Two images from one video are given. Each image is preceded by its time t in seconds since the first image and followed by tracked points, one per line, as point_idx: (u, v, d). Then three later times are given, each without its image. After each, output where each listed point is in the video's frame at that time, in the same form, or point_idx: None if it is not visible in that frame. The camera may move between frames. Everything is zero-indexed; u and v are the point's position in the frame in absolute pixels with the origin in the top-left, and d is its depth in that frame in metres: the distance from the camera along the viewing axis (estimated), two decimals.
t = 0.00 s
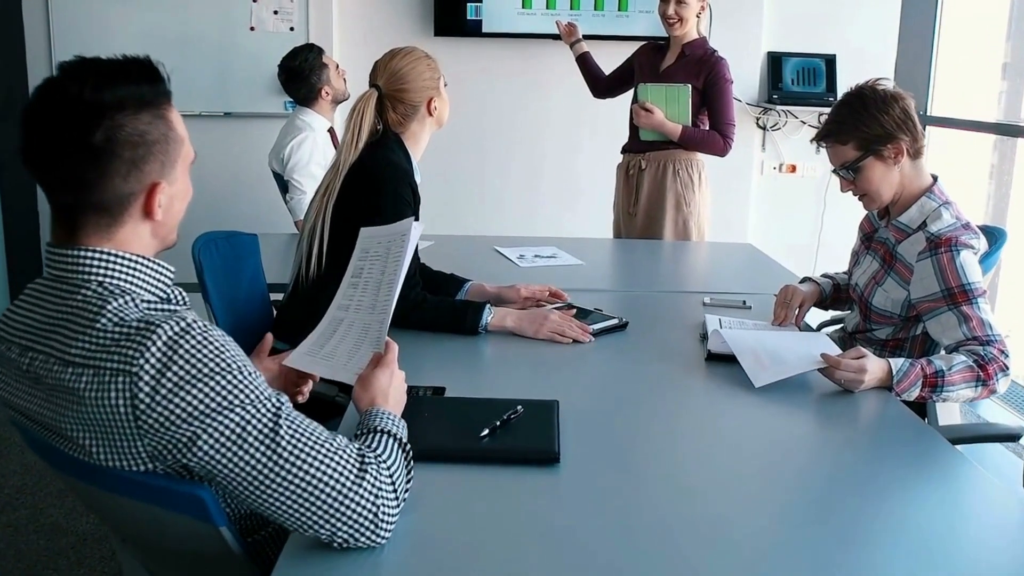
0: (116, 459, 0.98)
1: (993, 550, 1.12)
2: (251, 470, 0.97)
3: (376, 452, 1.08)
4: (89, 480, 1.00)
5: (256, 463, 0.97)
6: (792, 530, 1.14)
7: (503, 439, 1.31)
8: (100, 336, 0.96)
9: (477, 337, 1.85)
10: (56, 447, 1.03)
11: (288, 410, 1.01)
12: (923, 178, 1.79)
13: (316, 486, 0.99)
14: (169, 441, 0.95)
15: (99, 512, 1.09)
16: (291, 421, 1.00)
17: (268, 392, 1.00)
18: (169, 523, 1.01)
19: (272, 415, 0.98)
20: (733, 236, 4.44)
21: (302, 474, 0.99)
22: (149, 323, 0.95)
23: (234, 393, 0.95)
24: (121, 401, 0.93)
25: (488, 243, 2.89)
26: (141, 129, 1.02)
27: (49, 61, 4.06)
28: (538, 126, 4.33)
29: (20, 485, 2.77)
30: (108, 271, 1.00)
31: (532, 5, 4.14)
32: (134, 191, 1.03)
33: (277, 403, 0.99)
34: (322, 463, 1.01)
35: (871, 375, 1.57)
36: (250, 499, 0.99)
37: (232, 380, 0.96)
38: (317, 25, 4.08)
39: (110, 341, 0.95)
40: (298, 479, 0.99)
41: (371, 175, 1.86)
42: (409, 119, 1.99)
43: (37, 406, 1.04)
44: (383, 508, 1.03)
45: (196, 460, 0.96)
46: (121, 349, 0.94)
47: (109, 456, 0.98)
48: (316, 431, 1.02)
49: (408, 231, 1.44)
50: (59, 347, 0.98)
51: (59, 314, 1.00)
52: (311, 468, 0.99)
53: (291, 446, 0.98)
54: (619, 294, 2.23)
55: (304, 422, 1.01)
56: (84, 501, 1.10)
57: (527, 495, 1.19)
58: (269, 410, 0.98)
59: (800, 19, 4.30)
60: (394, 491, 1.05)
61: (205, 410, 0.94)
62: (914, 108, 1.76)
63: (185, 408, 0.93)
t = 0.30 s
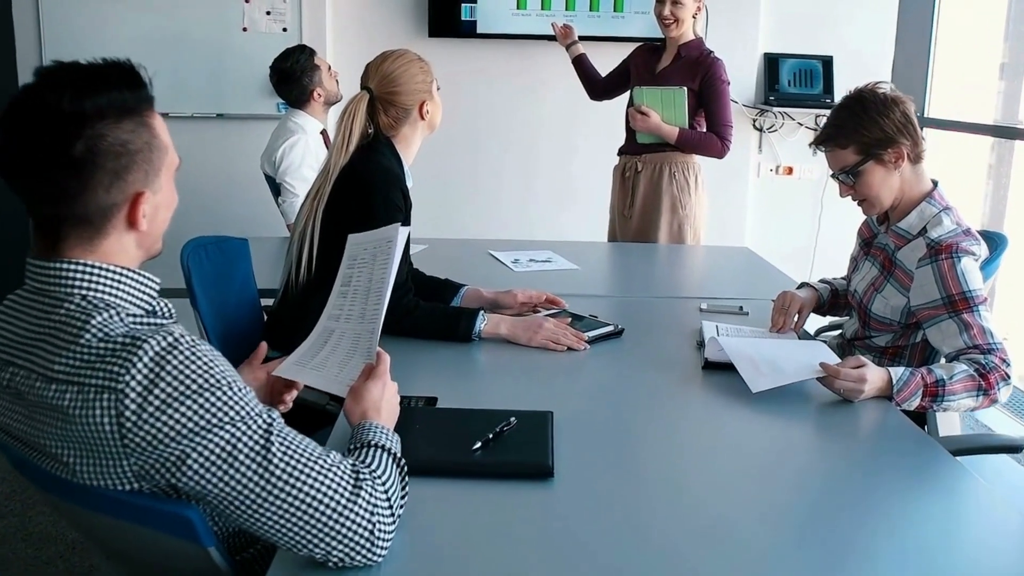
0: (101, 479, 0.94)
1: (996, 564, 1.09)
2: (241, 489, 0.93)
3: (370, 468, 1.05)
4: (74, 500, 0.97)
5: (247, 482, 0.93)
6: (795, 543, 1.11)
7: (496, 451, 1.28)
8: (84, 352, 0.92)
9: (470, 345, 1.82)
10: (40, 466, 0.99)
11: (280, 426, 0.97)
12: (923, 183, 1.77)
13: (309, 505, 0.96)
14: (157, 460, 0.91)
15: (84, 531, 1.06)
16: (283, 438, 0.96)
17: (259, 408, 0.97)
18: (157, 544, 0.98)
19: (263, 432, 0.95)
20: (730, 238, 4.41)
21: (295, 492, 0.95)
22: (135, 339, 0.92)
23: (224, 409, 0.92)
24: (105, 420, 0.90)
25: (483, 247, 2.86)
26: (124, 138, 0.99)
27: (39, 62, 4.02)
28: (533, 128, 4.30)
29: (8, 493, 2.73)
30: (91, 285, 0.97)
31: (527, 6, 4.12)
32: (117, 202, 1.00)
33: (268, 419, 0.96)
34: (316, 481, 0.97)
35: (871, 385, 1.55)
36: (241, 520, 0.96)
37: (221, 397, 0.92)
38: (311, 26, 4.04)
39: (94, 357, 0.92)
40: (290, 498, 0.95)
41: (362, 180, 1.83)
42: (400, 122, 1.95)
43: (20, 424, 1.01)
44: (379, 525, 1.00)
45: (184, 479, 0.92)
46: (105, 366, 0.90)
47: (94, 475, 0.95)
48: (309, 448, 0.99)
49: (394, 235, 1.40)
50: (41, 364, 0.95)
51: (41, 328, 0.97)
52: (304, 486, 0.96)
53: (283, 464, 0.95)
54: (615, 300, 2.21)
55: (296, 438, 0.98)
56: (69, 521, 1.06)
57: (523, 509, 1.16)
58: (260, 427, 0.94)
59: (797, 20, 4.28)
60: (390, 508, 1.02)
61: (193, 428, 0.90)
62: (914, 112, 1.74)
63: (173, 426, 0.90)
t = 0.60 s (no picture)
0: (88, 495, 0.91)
1: None
2: (232, 505, 0.90)
3: (365, 480, 1.01)
4: (60, 517, 0.93)
5: (238, 498, 0.89)
6: (795, 555, 1.09)
7: (489, 461, 1.25)
8: (69, 364, 0.89)
9: (464, 350, 1.79)
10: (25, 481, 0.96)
11: (272, 439, 0.94)
12: (924, 186, 1.75)
13: (303, 521, 0.92)
14: (144, 476, 0.88)
15: (70, 548, 1.02)
16: (275, 452, 0.93)
17: (250, 420, 0.93)
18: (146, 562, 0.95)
19: (255, 446, 0.91)
20: (726, 240, 4.39)
21: (288, 508, 0.92)
22: (121, 350, 0.89)
23: (215, 423, 0.89)
24: (92, 435, 0.86)
25: (477, 249, 2.83)
26: (109, 143, 0.94)
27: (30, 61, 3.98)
28: (529, 128, 4.27)
29: None
30: (75, 295, 0.93)
31: (523, 5, 4.09)
32: (103, 210, 0.95)
33: (259, 432, 0.93)
34: (310, 496, 0.93)
35: (871, 392, 1.52)
36: (231, 538, 0.92)
37: (212, 411, 0.89)
38: (305, 25, 4.01)
39: (79, 370, 0.88)
40: (282, 514, 0.91)
41: (354, 182, 1.80)
42: (394, 124, 1.93)
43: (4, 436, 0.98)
44: (373, 540, 0.96)
45: (172, 496, 0.89)
46: (91, 379, 0.87)
47: (80, 492, 0.91)
48: (302, 461, 0.95)
49: (385, 242, 1.38)
50: (25, 376, 0.92)
51: (24, 339, 0.93)
52: (297, 501, 0.92)
53: (275, 479, 0.91)
54: (611, 304, 2.18)
55: (289, 452, 0.94)
56: (54, 537, 1.03)
57: (517, 522, 1.13)
58: (251, 440, 0.91)
59: (794, 20, 4.26)
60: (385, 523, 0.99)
61: (183, 443, 0.87)
62: (915, 114, 1.71)
63: (161, 441, 0.86)
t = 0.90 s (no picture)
0: (74, 512, 0.87)
1: None
2: (224, 523, 0.86)
3: (361, 494, 0.98)
4: (44, 533, 0.89)
5: (230, 515, 0.86)
6: (805, 569, 1.05)
7: (488, 472, 1.22)
8: (55, 376, 0.84)
9: (463, 356, 1.76)
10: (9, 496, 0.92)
11: (265, 452, 0.90)
12: (931, 189, 1.72)
13: (298, 538, 0.89)
14: (133, 493, 0.84)
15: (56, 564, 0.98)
16: (269, 466, 0.89)
17: (243, 433, 0.90)
18: None
19: (248, 460, 0.88)
20: (728, 240, 4.36)
21: (282, 525, 0.88)
22: (110, 361, 0.84)
23: (207, 438, 0.85)
24: (77, 450, 0.82)
25: (477, 251, 2.80)
26: (99, 147, 0.89)
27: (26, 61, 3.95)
28: (530, 128, 4.24)
29: None
30: (63, 303, 0.88)
31: (523, 4, 4.06)
32: (92, 216, 0.90)
33: (252, 446, 0.89)
34: (305, 512, 0.90)
35: (879, 399, 1.49)
36: (224, 557, 0.89)
37: (204, 424, 0.85)
38: (303, 24, 3.98)
39: (66, 382, 0.84)
40: (277, 531, 0.88)
41: (351, 183, 1.77)
42: (392, 124, 1.90)
43: None
44: (370, 558, 0.93)
45: (163, 514, 0.85)
46: (78, 392, 0.83)
47: (66, 509, 0.87)
48: (297, 476, 0.92)
49: (381, 249, 1.36)
50: (10, 387, 0.87)
51: (8, 348, 0.88)
52: (292, 518, 0.89)
53: (269, 495, 0.88)
54: (613, 307, 2.15)
55: (283, 466, 0.91)
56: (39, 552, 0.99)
57: (517, 535, 1.09)
58: (245, 455, 0.88)
59: (797, 19, 4.23)
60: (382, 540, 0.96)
61: (174, 459, 0.83)
62: (923, 115, 1.69)
63: (151, 457, 0.82)
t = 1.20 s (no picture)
0: (62, 526, 0.84)
1: None
2: (216, 537, 0.83)
3: (358, 507, 0.95)
4: (31, 548, 0.86)
5: (222, 529, 0.83)
6: None
7: (489, 481, 1.19)
8: (42, 385, 0.81)
9: (464, 360, 1.73)
10: None
11: (259, 464, 0.88)
12: (940, 191, 1.69)
13: (292, 552, 0.86)
14: (123, 507, 0.81)
15: None
16: (263, 478, 0.87)
17: (236, 444, 0.87)
18: None
19: (242, 473, 0.85)
20: (730, 242, 4.33)
21: (276, 539, 0.86)
22: (99, 370, 0.81)
23: (199, 449, 0.82)
24: (65, 463, 0.79)
25: (478, 253, 2.77)
26: (90, 151, 0.87)
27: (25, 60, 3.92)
28: (531, 127, 4.21)
29: None
30: (52, 310, 0.85)
31: (524, 3, 4.03)
32: (83, 222, 0.88)
33: (246, 458, 0.86)
34: (300, 526, 0.88)
35: (887, 406, 1.47)
36: (216, 572, 0.86)
37: (196, 435, 0.82)
38: (303, 23, 3.95)
39: (53, 392, 0.81)
40: (270, 546, 0.85)
41: (350, 183, 1.75)
42: (391, 123, 1.87)
43: None
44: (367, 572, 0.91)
45: (153, 528, 0.82)
46: (65, 402, 0.80)
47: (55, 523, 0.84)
48: (292, 488, 0.89)
49: (381, 253, 1.33)
50: None
51: None
52: (286, 532, 0.86)
53: (263, 509, 0.85)
54: (616, 310, 2.12)
55: (277, 478, 0.88)
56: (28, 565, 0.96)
57: (518, 547, 1.07)
58: (238, 467, 0.85)
59: (800, 18, 4.20)
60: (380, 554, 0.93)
61: (165, 471, 0.81)
62: (932, 115, 1.66)
63: (141, 469, 0.80)
